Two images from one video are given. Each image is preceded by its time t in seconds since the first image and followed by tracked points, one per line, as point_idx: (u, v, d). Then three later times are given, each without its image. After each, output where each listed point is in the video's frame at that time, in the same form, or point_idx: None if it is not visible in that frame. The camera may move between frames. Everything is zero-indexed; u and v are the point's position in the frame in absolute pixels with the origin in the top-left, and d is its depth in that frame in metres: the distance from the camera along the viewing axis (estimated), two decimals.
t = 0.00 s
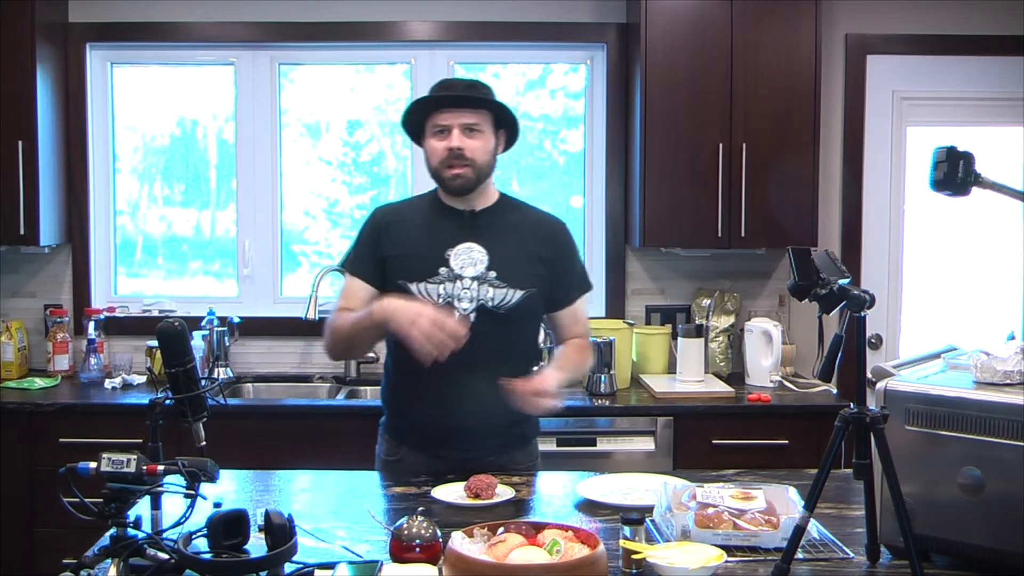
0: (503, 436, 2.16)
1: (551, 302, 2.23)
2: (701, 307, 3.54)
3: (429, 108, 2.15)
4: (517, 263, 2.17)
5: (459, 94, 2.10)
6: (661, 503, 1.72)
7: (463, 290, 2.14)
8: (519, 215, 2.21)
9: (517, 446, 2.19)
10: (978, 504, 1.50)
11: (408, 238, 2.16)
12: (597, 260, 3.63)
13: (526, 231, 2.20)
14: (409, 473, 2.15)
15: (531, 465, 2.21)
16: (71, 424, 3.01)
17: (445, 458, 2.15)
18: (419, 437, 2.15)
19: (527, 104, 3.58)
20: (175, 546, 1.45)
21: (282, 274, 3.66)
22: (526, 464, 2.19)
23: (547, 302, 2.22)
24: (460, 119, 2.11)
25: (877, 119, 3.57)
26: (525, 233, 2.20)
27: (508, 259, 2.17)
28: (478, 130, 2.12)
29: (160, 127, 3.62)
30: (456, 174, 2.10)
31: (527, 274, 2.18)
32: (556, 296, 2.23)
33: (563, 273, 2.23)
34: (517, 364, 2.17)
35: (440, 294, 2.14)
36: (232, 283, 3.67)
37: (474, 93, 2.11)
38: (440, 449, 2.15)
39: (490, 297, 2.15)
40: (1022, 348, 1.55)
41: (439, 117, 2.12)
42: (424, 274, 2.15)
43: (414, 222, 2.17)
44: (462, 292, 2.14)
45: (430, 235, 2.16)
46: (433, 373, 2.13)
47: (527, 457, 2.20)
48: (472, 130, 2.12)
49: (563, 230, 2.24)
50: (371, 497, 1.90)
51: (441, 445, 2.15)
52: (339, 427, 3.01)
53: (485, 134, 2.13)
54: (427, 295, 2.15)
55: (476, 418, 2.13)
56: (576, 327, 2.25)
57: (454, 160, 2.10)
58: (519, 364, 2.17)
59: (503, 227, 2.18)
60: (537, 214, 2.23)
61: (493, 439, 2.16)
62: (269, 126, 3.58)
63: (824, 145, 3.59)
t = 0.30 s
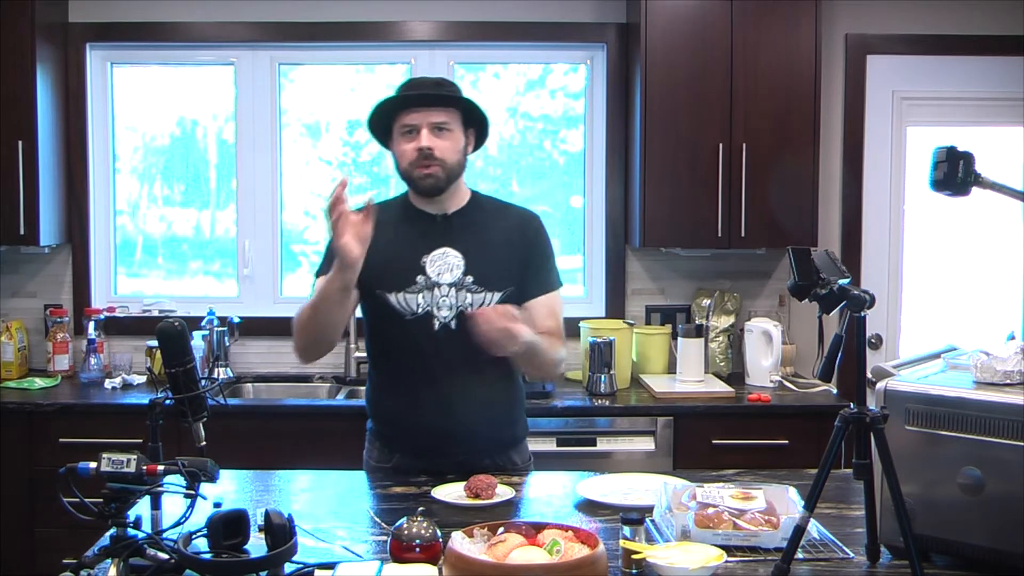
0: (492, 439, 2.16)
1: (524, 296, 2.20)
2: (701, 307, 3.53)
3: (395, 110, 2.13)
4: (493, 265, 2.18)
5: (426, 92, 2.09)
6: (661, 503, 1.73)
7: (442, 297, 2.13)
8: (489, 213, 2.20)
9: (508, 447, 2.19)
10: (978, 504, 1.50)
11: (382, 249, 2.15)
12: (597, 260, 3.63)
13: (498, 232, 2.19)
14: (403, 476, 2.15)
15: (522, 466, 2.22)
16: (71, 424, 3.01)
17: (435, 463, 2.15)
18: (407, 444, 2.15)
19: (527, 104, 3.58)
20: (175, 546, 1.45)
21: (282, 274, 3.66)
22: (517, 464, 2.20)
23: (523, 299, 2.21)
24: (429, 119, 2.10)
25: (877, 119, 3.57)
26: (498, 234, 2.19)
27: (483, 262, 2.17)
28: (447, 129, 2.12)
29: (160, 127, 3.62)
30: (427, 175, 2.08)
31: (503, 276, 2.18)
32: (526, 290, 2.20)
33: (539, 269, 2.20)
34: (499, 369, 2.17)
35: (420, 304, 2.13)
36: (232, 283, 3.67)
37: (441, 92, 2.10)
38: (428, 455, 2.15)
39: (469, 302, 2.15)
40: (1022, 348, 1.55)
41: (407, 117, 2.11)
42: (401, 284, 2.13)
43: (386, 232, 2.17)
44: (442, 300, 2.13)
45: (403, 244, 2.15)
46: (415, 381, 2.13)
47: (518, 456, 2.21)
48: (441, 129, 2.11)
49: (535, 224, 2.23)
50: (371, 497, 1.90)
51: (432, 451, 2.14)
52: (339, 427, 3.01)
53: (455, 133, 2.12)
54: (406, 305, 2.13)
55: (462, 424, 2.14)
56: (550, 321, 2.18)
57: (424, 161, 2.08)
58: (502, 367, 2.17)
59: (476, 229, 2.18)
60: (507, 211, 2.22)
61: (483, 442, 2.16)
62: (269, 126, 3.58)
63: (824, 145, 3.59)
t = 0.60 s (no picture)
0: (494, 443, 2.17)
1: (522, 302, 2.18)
2: (701, 307, 3.54)
3: (375, 122, 2.10)
4: (485, 278, 2.13)
5: (403, 100, 2.05)
6: (661, 503, 1.73)
7: (434, 315, 2.11)
8: (479, 218, 2.16)
9: (511, 449, 2.20)
10: (978, 504, 1.50)
11: (371, 268, 2.14)
12: (597, 260, 3.62)
13: (489, 241, 2.15)
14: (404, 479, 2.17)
15: (526, 465, 2.22)
16: (71, 424, 3.01)
17: (436, 468, 2.17)
18: (408, 450, 2.17)
19: (527, 104, 3.58)
20: (175, 546, 1.45)
21: (282, 274, 3.66)
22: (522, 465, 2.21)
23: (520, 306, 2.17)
24: (410, 129, 2.06)
25: (877, 119, 3.57)
26: (489, 244, 2.15)
27: (475, 276, 2.13)
28: (430, 138, 2.08)
29: (160, 127, 3.62)
30: (412, 185, 2.03)
31: (496, 288, 2.14)
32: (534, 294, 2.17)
33: (536, 274, 2.17)
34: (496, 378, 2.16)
35: (411, 323, 2.12)
36: (232, 283, 3.67)
37: (419, 100, 2.06)
38: (429, 462, 2.17)
39: (462, 318, 2.12)
40: (1022, 348, 1.55)
41: (389, 128, 2.07)
42: (391, 304, 2.12)
43: (373, 250, 2.15)
44: (433, 318, 2.11)
45: (391, 262, 2.13)
46: (410, 393, 2.14)
47: (521, 456, 2.21)
48: (423, 138, 2.07)
49: (529, 227, 2.18)
50: (370, 497, 1.90)
51: (433, 457, 2.16)
52: (339, 427, 3.01)
53: (438, 141, 2.08)
54: (398, 324, 2.13)
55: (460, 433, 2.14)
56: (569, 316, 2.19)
57: (409, 171, 2.04)
58: (498, 376, 2.16)
59: (465, 241, 2.14)
60: (498, 217, 2.17)
61: (484, 447, 2.16)
62: (269, 126, 3.58)
63: (824, 145, 3.59)
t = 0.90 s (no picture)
0: (495, 444, 2.16)
1: (527, 306, 2.18)
2: (701, 307, 3.54)
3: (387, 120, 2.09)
4: (491, 278, 2.14)
5: (417, 101, 2.04)
6: (661, 503, 1.73)
7: (439, 312, 2.12)
8: (489, 219, 2.16)
9: (513, 449, 2.19)
10: (978, 504, 1.50)
11: (379, 263, 2.15)
12: (597, 260, 3.62)
13: (497, 242, 2.16)
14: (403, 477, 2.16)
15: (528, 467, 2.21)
16: (71, 424, 3.01)
17: (438, 467, 2.16)
18: (409, 449, 2.16)
19: (527, 104, 3.58)
20: (175, 546, 1.45)
21: (282, 274, 3.66)
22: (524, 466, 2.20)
23: (525, 309, 2.18)
24: (422, 129, 2.05)
25: (877, 119, 3.57)
26: (496, 245, 2.15)
27: (481, 275, 2.14)
28: (442, 138, 2.07)
29: (160, 127, 3.62)
30: (422, 186, 2.04)
31: (502, 289, 2.15)
32: (532, 297, 2.16)
33: (541, 277, 2.16)
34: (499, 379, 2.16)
35: (417, 319, 2.13)
36: (232, 283, 3.67)
37: (432, 101, 2.05)
38: (429, 462, 2.16)
39: (467, 316, 2.13)
40: (1022, 349, 1.55)
41: (401, 127, 2.06)
42: (397, 300, 2.13)
43: (381, 246, 2.15)
44: (439, 315, 2.12)
45: (398, 258, 2.14)
46: (414, 392, 2.14)
47: (523, 459, 2.20)
48: (436, 138, 2.06)
49: (536, 229, 2.19)
50: (371, 497, 1.90)
51: (435, 457, 2.15)
52: (339, 427, 3.01)
53: (451, 142, 2.08)
54: (403, 320, 2.13)
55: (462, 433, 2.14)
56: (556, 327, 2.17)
57: (420, 172, 2.04)
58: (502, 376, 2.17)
59: (472, 240, 2.15)
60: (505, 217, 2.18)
61: (485, 448, 2.16)
62: (269, 126, 3.58)
63: (824, 145, 3.59)
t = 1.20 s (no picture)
0: (499, 438, 2.16)
1: (539, 298, 2.19)
2: (701, 307, 3.53)
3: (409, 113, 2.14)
4: (506, 266, 2.16)
5: (438, 95, 2.09)
6: (661, 503, 1.73)
7: (452, 296, 2.12)
8: (505, 211, 2.20)
9: (516, 447, 2.18)
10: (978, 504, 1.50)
11: (395, 246, 2.16)
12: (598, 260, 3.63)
13: (512, 233, 2.19)
14: (406, 473, 2.15)
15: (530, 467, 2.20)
16: (71, 423, 3.01)
17: (442, 460, 2.15)
18: (415, 440, 2.15)
19: (527, 104, 3.58)
20: (175, 546, 1.45)
21: (282, 275, 3.67)
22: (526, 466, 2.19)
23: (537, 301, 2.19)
24: (443, 122, 2.09)
25: (877, 119, 3.57)
26: (512, 235, 2.19)
27: (495, 263, 2.16)
28: (463, 132, 2.11)
29: (160, 127, 3.62)
30: (442, 177, 2.08)
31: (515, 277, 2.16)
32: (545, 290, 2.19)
33: (554, 271, 2.19)
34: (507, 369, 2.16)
35: (429, 302, 2.13)
36: (232, 283, 3.67)
37: (453, 95, 2.10)
38: (434, 455, 2.15)
39: (479, 301, 2.13)
40: (1022, 348, 1.55)
41: (422, 120, 2.11)
42: (411, 281, 2.14)
43: (398, 230, 2.18)
44: (451, 298, 2.12)
45: (415, 242, 2.16)
46: (424, 379, 2.13)
47: (525, 458, 2.19)
48: (456, 132, 2.10)
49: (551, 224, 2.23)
50: (371, 497, 1.90)
51: (440, 449, 2.14)
52: (339, 427, 3.01)
53: (470, 135, 2.12)
54: (416, 303, 2.13)
55: (468, 423, 2.13)
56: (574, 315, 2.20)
57: (440, 163, 2.08)
58: (511, 366, 2.17)
59: (489, 228, 2.18)
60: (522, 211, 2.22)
61: (490, 441, 2.15)
62: (269, 126, 3.58)
63: (824, 145, 3.59)
